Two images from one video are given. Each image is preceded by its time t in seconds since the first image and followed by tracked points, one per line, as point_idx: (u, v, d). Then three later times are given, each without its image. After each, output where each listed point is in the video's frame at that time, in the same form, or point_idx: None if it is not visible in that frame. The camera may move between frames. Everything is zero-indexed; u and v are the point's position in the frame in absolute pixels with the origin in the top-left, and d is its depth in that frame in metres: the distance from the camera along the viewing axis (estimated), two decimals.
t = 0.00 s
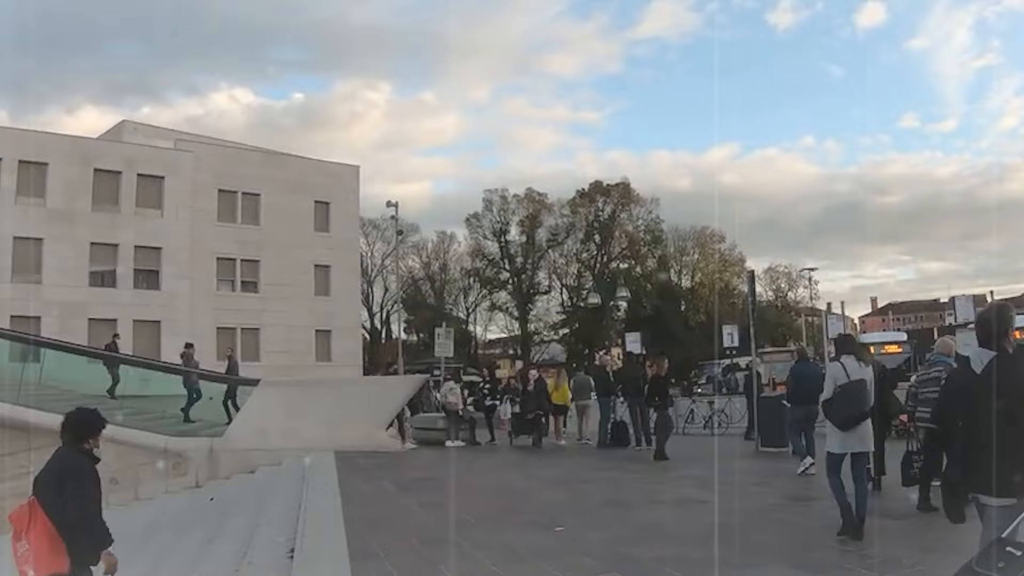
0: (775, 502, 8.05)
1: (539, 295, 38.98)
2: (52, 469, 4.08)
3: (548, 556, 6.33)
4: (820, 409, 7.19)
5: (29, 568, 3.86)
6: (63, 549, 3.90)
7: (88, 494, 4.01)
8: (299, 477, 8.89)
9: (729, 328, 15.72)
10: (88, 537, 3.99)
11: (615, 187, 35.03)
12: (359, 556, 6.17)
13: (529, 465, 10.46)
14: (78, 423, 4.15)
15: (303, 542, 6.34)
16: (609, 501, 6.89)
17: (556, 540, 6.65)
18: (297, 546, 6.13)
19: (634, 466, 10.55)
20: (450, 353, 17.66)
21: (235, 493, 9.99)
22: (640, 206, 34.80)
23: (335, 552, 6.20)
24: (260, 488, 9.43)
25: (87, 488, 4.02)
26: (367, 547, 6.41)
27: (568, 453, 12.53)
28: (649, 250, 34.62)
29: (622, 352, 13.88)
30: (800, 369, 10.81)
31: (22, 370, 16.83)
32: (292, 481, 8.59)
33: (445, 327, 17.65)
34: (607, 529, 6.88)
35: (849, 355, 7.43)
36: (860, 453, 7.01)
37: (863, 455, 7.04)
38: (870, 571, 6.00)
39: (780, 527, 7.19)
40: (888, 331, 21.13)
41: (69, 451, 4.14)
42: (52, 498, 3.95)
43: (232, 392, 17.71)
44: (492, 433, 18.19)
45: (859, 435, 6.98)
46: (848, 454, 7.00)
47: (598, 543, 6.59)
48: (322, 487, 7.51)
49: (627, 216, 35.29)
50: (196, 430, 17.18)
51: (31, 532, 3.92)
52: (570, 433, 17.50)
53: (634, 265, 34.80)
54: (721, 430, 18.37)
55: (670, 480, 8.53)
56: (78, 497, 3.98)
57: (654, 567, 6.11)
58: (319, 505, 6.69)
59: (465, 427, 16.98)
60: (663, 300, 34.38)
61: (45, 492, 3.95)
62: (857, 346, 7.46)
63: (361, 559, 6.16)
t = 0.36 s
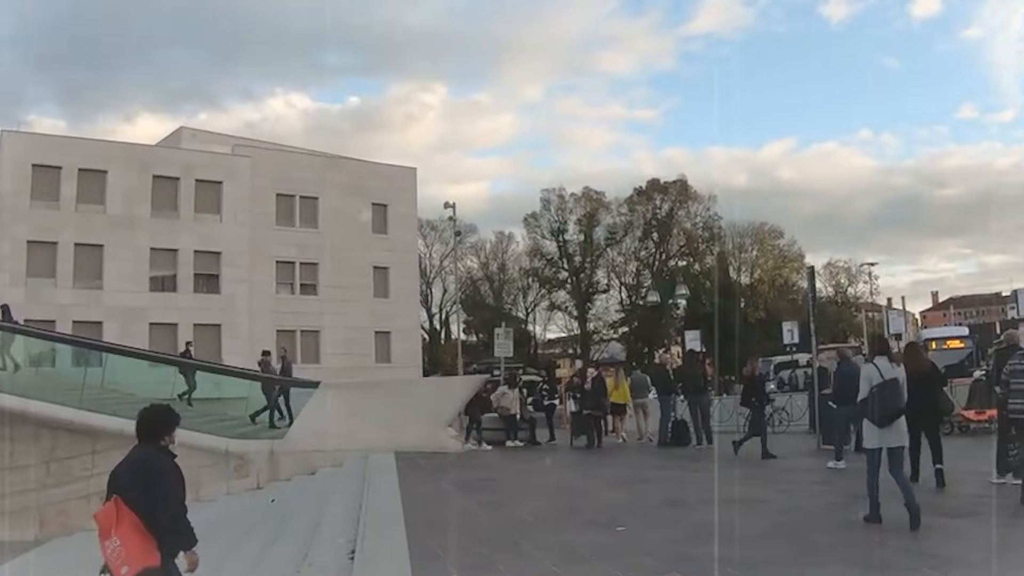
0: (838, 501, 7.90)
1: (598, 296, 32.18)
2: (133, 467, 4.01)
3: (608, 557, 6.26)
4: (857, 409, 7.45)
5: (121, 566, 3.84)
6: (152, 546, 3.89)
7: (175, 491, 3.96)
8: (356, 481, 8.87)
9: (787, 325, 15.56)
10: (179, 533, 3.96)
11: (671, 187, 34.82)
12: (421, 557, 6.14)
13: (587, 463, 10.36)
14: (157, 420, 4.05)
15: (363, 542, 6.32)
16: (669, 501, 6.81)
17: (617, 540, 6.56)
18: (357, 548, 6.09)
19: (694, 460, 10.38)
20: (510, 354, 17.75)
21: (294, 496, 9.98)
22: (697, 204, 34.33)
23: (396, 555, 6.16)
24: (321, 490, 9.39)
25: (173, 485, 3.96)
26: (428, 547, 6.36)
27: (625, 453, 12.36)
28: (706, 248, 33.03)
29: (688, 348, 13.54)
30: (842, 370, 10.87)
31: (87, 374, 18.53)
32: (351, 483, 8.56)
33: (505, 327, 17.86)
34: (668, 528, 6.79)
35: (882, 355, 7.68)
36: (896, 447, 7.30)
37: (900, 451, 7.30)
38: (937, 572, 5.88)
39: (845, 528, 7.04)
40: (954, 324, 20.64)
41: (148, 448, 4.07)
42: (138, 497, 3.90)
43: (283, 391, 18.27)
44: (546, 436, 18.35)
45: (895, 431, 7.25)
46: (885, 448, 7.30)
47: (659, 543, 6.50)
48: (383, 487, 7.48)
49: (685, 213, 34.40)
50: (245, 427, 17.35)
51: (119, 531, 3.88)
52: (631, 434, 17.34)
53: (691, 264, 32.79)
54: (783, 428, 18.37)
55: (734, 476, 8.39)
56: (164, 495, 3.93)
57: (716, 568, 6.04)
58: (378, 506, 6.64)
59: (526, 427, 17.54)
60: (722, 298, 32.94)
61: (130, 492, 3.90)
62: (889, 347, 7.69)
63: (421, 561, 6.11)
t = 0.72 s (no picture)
0: (900, 504, 7.75)
1: (654, 295, 31.78)
2: (209, 466, 3.93)
3: (665, 556, 6.18)
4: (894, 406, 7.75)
5: (191, 567, 3.75)
6: (224, 550, 3.79)
7: (250, 495, 3.85)
8: (414, 481, 8.90)
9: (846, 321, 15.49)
10: (249, 536, 3.83)
11: (729, 182, 29.78)
12: (479, 556, 6.11)
13: (641, 464, 10.33)
14: (234, 419, 3.99)
15: (420, 540, 6.26)
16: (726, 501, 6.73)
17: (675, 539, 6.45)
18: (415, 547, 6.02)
19: (750, 460, 10.29)
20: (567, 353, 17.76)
21: (352, 496, 10.06)
22: (756, 200, 29.29)
23: (453, 555, 6.09)
24: (379, 490, 9.46)
25: (247, 488, 3.85)
26: (484, 545, 6.30)
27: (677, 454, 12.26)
28: (764, 245, 28.15)
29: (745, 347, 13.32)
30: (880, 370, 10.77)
31: (144, 375, 19.44)
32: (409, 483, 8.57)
33: (563, 328, 17.95)
34: (727, 528, 6.69)
35: (921, 357, 8.07)
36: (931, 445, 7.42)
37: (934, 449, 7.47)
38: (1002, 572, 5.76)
39: (908, 530, 6.89)
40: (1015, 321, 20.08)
41: (224, 448, 3.98)
42: (212, 498, 3.82)
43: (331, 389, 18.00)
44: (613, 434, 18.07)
45: (928, 426, 7.44)
46: (920, 445, 7.46)
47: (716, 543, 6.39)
48: (442, 485, 7.47)
49: (741, 211, 29.95)
50: (297, 425, 17.57)
51: (191, 531, 3.81)
52: (688, 434, 17.16)
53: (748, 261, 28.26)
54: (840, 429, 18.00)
55: (796, 476, 8.27)
56: (238, 497, 3.82)
57: (774, 569, 5.96)
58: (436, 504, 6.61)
59: (582, 427, 17.45)
60: (780, 295, 26.63)
61: (204, 492, 3.82)
62: (929, 349, 8.10)
63: (477, 561, 6.05)
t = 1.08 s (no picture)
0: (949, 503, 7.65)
1: (701, 293, 28.89)
2: (275, 453, 3.90)
3: (711, 556, 6.08)
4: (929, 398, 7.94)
5: (259, 556, 3.76)
6: (290, 538, 3.78)
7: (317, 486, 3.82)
8: (461, 481, 8.81)
9: (893, 320, 16.19)
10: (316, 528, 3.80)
11: (774, 178, 27.93)
12: (523, 557, 6.03)
13: (684, 463, 10.25)
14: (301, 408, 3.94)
15: (463, 539, 6.14)
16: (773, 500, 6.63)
17: (721, 539, 6.34)
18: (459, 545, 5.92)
19: (795, 459, 10.16)
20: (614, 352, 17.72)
21: (399, 497, 9.99)
22: (801, 197, 27.06)
23: (497, 554, 5.98)
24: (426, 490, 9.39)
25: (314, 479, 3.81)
26: (528, 544, 6.22)
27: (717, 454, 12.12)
28: (811, 242, 25.27)
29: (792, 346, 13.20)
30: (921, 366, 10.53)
31: (190, 374, 19.97)
32: (455, 483, 8.50)
33: (608, 327, 17.85)
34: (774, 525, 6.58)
35: (955, 351, 8.24)
36: (964, 437, 7.66)
37: (967, 440, 7.65)
38: None
39: (961, 533, 6.72)
40: None
41: (291, 436, 3.95)
42: (278, 489, 3.79)
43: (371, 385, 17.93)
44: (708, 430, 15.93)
45: (962, 419, 7.65)
46: (951, 437, 7.70)
47: (763, 544, 6.26)
48: (489, 485, 7.40)
49: (788, 209, 27.29)
50: (342, 425, 17.57)
51: (257, 521, 3.80)
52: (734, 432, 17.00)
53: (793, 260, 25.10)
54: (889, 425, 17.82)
55: (845, 475, 8.14)
56: (305, 488, 3.79)
57: (821, 570, 5.85)
58: (481, 503, 6.53)
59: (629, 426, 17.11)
60: (825, 292, 23.35)
61: (270, 482, 3.79)
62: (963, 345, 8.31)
63: (522, 561, 5.97)
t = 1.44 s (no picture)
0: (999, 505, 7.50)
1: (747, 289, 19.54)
2: (344, 452, 3.99)
3: (758, 557, 5.96)
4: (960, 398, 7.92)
5: (334, 551, 3.80)
6: (363, 531, 3.83)
7: (391, 480, 3.90)
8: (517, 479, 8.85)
9: (942, 317, 16.10)
10: (394, 520, 3.87)
11: (819, 173, 21.47)
12: (570, 557, 5.95)
13: (733, 464, 10.18)
14: (370, 405, 4.05)
15: (508, 540, 6.06)
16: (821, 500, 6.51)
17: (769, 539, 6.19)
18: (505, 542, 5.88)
19: (843, 459, 10.04)
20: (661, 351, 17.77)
21: (459, 493, 10.02)
22: (848, 191, 21.24)
23: (541, 552, 5.91)
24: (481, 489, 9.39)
25: (389, 474, 3.90)
26: (575, 544, 6.13)
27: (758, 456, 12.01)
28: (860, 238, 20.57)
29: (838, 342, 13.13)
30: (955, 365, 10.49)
31: (239, 377, 19.78)
32: (509, 482, 8.51)
33: (653, 326, 17.88)
34: (822, 523, 6.44)
35: (986, 352, 8.13)
36: (998, 434, 7.70)
37: (1001, 436, 7.72)
38: None
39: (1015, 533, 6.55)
40: None
41: (360, 436, 4.04)
42: (352, 484, 3.87)
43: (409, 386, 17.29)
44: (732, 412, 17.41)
45: (996, 416, 7.72)
46: (985, 433, 7.77)
47: (811, 545, 6.12)
48: (542, 485, 7.38)
49: (834, 205, 21.10)
50: (387, 427, 17.13)
51: (331, 517, 3.86)
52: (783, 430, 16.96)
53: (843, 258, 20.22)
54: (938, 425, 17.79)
55: (895, 476, 8.00)
56: (381, 481, 3.87)
57: (872, 570, 5.70)
58: (529, 502, 6.51)
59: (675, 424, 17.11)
60: (873, 290, 20.76)
61: (345, 478, 3.88)
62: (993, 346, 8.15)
63: (570, 561, 5.88)
